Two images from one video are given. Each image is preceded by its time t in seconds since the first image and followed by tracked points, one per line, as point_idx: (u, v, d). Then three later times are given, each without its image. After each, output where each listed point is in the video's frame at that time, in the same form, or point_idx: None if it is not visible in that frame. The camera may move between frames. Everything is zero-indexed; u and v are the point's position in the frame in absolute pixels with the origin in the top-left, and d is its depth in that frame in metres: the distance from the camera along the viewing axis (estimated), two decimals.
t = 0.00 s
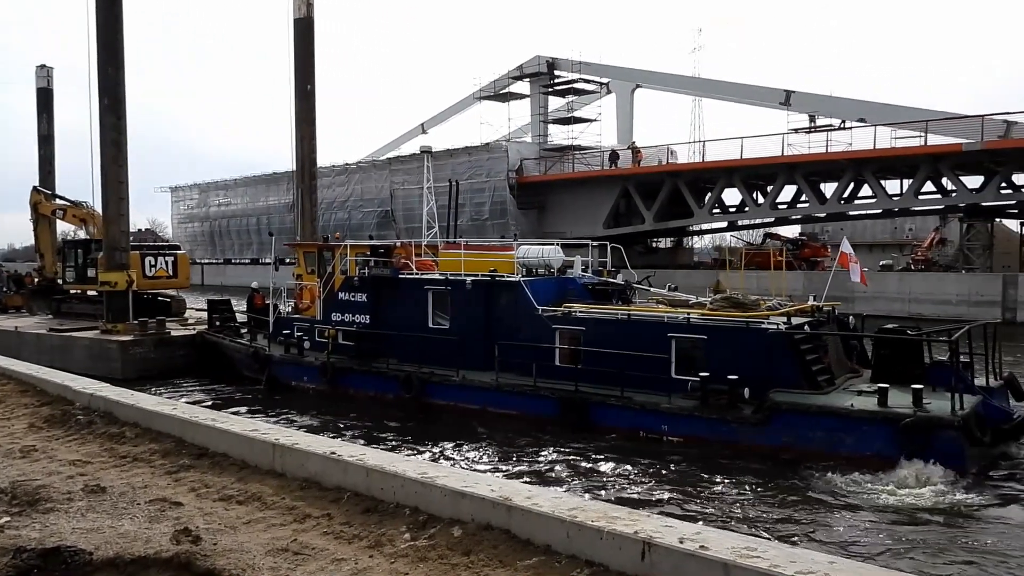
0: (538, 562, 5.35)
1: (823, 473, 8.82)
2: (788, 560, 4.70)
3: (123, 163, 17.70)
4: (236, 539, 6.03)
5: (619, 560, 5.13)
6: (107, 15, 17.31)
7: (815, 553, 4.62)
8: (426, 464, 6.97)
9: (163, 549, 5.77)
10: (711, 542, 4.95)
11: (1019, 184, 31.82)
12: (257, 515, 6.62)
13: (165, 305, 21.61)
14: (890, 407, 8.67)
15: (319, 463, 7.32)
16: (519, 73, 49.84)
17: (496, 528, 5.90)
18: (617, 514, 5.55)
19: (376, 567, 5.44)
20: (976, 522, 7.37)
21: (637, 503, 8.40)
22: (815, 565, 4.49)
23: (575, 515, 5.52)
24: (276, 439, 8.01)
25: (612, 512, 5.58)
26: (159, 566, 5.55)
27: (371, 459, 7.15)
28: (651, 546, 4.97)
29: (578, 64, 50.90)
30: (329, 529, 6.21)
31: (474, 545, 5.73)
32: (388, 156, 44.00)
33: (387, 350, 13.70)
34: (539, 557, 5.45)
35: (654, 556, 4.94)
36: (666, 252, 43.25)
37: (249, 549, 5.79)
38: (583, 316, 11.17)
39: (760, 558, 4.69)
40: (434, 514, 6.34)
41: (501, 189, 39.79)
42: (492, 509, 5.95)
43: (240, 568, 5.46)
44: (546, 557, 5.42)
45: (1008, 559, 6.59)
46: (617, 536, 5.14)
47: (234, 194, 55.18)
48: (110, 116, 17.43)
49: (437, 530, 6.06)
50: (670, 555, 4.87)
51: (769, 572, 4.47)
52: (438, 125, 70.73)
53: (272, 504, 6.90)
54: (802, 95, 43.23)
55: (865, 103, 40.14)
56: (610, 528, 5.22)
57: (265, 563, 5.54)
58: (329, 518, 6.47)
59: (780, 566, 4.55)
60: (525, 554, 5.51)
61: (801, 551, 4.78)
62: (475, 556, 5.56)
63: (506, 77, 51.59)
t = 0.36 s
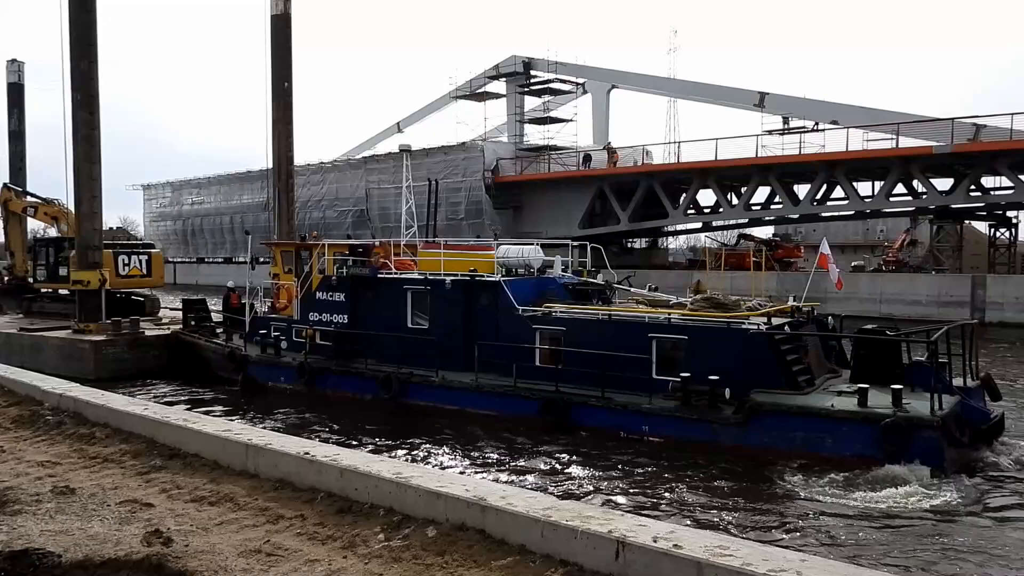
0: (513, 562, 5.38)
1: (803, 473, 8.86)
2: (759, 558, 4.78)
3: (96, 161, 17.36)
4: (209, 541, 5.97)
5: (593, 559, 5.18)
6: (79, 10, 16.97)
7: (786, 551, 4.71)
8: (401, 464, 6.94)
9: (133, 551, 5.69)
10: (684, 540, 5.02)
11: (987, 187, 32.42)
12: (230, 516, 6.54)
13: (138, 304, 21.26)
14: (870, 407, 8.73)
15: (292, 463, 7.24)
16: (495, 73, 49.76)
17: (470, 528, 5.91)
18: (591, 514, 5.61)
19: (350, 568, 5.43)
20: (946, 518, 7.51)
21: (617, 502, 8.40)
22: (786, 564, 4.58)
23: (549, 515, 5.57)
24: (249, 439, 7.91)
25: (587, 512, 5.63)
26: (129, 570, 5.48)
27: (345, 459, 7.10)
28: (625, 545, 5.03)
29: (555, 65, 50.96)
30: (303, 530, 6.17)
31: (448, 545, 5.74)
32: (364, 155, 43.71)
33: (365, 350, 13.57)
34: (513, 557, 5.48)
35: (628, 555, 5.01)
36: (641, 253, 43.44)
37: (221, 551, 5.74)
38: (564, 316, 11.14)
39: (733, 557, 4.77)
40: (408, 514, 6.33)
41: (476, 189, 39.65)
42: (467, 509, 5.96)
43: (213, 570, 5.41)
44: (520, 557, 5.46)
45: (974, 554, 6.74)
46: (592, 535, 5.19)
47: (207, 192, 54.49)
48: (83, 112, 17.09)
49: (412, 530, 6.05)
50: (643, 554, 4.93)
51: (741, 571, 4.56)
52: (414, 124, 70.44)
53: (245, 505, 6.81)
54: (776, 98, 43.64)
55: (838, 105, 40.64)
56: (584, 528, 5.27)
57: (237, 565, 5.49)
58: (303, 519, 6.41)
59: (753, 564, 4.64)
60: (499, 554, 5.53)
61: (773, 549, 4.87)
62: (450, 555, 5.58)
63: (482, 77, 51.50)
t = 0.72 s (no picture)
0: (487, 562, 5.42)
1: (784, 474, 8.89)
2: (733, 556, 4.86)
3: (69, 158, 17.02)
4: (181, 542, 5.91)
5: (567, 559, 5.24)
6: (51, 3, 16.62)
7: (759, 550, 4.79)
8: (376, 465, 6.93)
9: (104, 553, 5.62)
10: (658, 540, 5.09)
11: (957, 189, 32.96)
12: (202, 517, 6.47)
13: (112, 303, 20.91)
14: (851, 408, 8.79)
15: (266, 463, 7.18)
16: (472, 72, 49.68)
17: (445, 528, 5.94)
18: (566, 513, 5.65)
19: (325, 569, 5.43)
20: (918, 515, 7.63)
21: (596, 502, 8.40)
22: (758, 563, 4.66)
23: (523, 515, 5.61)
24: (222, 439, 7.81)
25: (562, 512, 5.67)
26: (99, 572, 5.40)
27: (320, 459, 7.07)
28: (600, 544, 5.09)
29: (531, 65, 50.98)
30: (277, 531, 6.13)
31: (423, 545, 5.76)
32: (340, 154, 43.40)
33: (344, 351, 13.43)
34: (488, 557, 5.51)
35: (603, 554, 5.07)
36: (617, 253, 43.58)
37: (194, 552, 5.69)
38: (545, 317, 11.11)
39: (707, 555, 4.85)
40: (382, 514, 6.33)
41: (452, 189, 39.53)
42: (441, 509, 5.98)
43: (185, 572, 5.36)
44: (494, 557, 5.49)
45: (942, 551, 6.89)
46: (566, 534, 5.25)
47: (180, 190, 53.82)
48: (56, 108, 16.75)
49: (387, 531, 6.06)
50: (617, 553, 5.00)
51: (714, 569, 4.63)
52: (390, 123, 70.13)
53: (218, 506, 6.74)
54: (750, 100, 44.02)
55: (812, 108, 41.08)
56: (559, 527, 5.32)
57: (210, 567, 5.45)
58: (276, 520, 6.38)
59: (726, 563, 4.71)
60: (474, 554, 5.56)
61: (746, 548, 4.95)
62: (425, 556, 5.59)
63: (459, 77, 51.38)
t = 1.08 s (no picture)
0: (464, 561, 5.41)
1: (767, 474, 8.92)
2: (708, 554, 4.90)
3: (45, 154, 16.71)
4: (155, 543, 5.83)
5: (544, 557, 5.26)
6: None
7: (734, 548, 4.83)
8: (352, 464, 6.88)
9: (76, 554, 5.52)
10: (634, 538, 5.12)
11: (930, 191, 33.39)
12: (177, 518, 6.38)
13: (88, 302, 20.56)
14: (834, 408, 8.83)
15: (242, 463, 7.10)
16: (450, 71, 49.55)
17: (422, 528, 5.92)
18: (543, 512, 5.66)
19: (301, 569, 5.38)
20: (895, 514, 7.70)
21: (578, 503, 8.39)
22: (733, 561, 4.70)
23: (500, 514, 5.62)
24: (197, 439, 7.69)
25: (539, 511, 5.68)
26: (70, 573, 5.31)
27: (296, 459, 7.01)
28: (577, 543, 5.11)
29: (510, 64, 50.95)
30: (253, 532, 6.07)
31: (400, 545, 5.74)
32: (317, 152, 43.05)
33: (325, 350, 13.30)
34: (465, 556, 5.51)
35: (579, 553, 5.09)
36: (595, 252, 43.65)
37: (168, 553, 5.62)
38: (528, 317, 11.08)
39: (683, 554, 4.88)
40: (359, 514, 6.30)
41: (431, 188, 39.41)
42: (418, 508, 5.96)
43: (158, 573, 5.29)
44: (471, 556, 5.49)
45: (913, 546, 7.01)
46: (543, 533, 5.26)
47: (155, 187, 53.14)
48: (30, 104, 16.42)
49: (364, 530, 6.03)
50: (594, 551, 5.03)
51: (690, 567, 4.66)
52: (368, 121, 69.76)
53: (193, 506, 6.66)
54: (727, 101, 44.31)
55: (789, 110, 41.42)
56: (536, 526, 5.34)
57: (184, 567, 5.38)
58: (252, 520, 6.31)
59: (702, 561, 4.74)
60: (450, 553, 5.56)
61: (721, 545, 4.98)
62: (402, 555, 5.57)
63: (437, 75, 51.22)
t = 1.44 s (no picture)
0: (439, 562, 5.41)
1: (748, 474, 8.95)
2: (683, 554, 4.92)
3: (16, 152, 16.40)
4: (125, 546, 5.75)
5: (519, 557, 5.27)
6: None
7: (708, 548, 4.86)
8: (327, 466, 6.84)
9: (44, 558, 5.43)
10: (609, 538, 5.15)
11: (901, 193, 33.83)
12: (148, 520, 6.29)
13: (61, 302, 20.17)
14: (815, 409, 8.88)
15: (214, 464, 7.01)
16: (426, 71, 49.38)
17: (396, 528, 5.90)
18: (518, 513, 5.67)
19: (273, 571, 5.34)
20: (874, 514, 7.75)
21: (559, 504, 8.37)
22: (707, 560, 4.73)
23: (475, 514, 5.62)
24: (169, 440, 7.57)
25: (514, 511, 5.69)
26: None
27: (270, 460, 6.94)
28: (551, 543, 5.13)
29: (486, 64, 50.91)
30: (225, 534, 6.00)
31: (374, 546, 5.71)
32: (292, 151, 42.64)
33: (303, 351, 13.15)
34: (439, 557, 5.50)
35: (554, 553, 5.11)
36: (571, 253, 43.71)
37: (138, 556, 5.55)
38: (509, 318, 11.03)
39: (657, 553, 4.91)
40: (333, 515, 6.26)
41: (407, 187, 39.23)
42: (392, 509, 5.94)
43: None
44: (446, 557, 5.49)
45: (884, 543, 7.11)
46: (518, 533, 5.27)
47: (128, 185, 52.38)
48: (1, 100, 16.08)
49: (337, 532, 5.99)
50: (569, 552, 5.05)
51: (664, 566, 4.70)
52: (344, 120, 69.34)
53: (164, 508, 6.56)
54: (703, 103, 44.61)
55: (763, 112, 41.77)
56: (510, 527, 5.35)
57: (155, 570, 5.31)
58: (225, 522, 6.24)
59: (677, 561, 4.77)
60: (425, 554, 5.54)
61: (695, 545, 5.01)
62: (376, 556, 5.55)
63: (413, 74, 51.01)
